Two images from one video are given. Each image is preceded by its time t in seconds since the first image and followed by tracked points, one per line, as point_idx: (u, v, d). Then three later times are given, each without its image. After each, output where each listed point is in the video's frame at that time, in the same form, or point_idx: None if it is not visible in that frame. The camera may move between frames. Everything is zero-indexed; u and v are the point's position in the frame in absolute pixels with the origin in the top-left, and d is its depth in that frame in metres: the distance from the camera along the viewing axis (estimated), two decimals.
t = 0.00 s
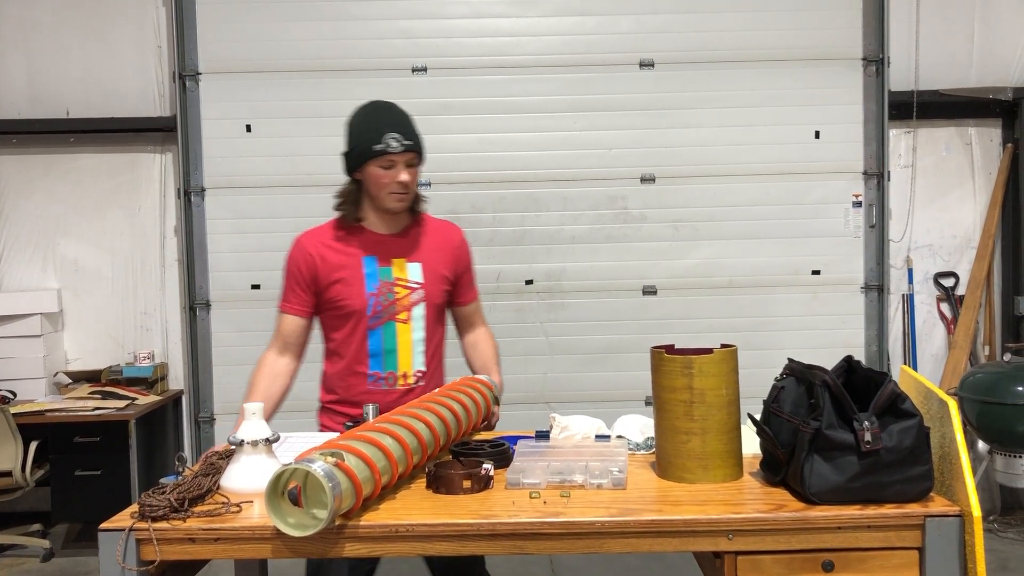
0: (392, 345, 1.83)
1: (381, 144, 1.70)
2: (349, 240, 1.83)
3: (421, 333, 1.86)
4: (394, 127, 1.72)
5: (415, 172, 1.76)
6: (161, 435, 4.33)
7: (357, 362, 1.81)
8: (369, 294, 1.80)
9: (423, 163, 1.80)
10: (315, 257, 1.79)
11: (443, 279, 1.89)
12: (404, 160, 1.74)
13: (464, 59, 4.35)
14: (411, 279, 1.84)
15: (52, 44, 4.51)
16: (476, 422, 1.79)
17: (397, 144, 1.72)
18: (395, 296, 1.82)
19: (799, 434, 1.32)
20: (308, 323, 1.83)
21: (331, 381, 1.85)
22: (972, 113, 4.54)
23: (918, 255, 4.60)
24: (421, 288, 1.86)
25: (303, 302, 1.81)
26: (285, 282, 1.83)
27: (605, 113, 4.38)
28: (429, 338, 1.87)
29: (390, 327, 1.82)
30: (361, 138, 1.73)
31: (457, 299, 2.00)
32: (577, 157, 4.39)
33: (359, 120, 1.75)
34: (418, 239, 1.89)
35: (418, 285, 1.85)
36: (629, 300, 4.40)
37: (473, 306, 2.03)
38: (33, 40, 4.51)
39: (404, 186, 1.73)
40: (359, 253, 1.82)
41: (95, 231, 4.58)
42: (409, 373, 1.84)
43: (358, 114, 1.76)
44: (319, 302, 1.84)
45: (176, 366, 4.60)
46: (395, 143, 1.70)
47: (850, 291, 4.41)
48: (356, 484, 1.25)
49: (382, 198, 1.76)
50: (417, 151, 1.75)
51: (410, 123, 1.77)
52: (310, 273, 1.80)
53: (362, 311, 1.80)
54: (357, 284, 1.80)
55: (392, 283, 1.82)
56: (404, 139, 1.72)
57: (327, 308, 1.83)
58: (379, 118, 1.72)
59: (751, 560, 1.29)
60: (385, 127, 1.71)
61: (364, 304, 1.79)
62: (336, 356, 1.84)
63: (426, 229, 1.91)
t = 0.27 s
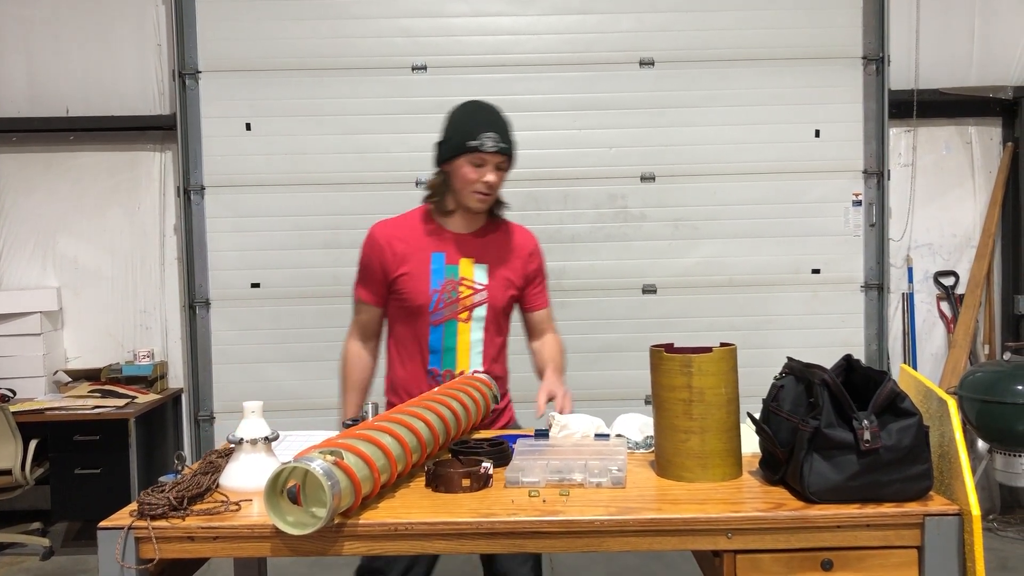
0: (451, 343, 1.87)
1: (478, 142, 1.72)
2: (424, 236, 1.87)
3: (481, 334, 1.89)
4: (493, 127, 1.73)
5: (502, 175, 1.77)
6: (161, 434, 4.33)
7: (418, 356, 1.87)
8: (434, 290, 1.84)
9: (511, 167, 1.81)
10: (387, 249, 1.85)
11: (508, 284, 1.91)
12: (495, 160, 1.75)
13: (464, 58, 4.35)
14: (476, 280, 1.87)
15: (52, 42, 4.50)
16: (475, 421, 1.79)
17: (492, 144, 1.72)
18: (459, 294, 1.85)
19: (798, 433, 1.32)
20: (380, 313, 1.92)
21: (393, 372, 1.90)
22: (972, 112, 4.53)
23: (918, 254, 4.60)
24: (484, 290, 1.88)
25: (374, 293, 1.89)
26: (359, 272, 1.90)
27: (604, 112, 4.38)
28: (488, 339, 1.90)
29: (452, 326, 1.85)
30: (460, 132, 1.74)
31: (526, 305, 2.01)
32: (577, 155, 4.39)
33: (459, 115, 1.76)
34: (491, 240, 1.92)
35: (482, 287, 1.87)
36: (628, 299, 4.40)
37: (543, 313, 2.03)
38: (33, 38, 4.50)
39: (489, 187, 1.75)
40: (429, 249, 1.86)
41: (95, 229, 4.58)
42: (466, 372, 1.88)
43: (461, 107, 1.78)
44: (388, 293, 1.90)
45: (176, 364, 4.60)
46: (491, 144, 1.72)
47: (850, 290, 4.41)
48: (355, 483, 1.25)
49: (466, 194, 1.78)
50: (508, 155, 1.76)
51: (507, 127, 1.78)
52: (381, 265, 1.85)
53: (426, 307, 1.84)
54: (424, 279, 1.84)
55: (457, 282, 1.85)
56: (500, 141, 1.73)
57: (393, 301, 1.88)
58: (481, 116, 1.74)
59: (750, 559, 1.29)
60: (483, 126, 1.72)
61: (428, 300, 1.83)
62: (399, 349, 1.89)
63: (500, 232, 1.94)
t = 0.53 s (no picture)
0: (475, 327, 1.92)
1: (531, 130, 1.75)
2: (463, 218, 1.93)
3: (507, 322, 1.92)
4: (549, 120, 1.76)
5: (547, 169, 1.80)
6: (161, 431, 4.34)
7: (444, 336, 1.95)
8: (462, 273, 1.90)
9: (559, 165, 1.83)
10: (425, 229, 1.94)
11: (541, 273, 1.93)
12: (543, 152, 1.78)
13: (463, 56, 4.35)
14: (506, 269, 1.90)
15: (51, 40, 4.50)
16: (474, 419, 1.79)
17: (544, 135, 1.76)
18: (488, 281, 1.89)
19: (796, 431, 1.32)
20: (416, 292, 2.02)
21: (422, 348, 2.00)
22: (972, 110, 4.53)
23: (918, 252, 4.60)
24: (514, 279, 1.90)
25: (411, 271, 1.99)
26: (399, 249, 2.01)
27: (603, 110, 4.38)
28: (515, 326, 1.93)
29: (477, 310, 1.90)
30: (515, 119, 1.78)
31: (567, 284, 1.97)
32: (577, 154, 4.39)
33: (519, 104, 1.81)
34: (530, 229, 1.94)
35: (511, 275, 1.90)
36: (628, 297, 4.40)
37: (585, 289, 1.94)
38: (32, 36, 4.50)
39: (531, 177, 1.77)
40: (465, 233, 1.92)
41: (94, 227, 4.58)
42: (487, 357, 1.93)
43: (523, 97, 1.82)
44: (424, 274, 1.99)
45: (176, 362, 4.60)
46: (542, 135, 1.75)
47: (849, 288, 4.41)
48: (354, 481, 1.25)
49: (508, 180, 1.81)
50: (557, 150, 1.78)
51: (565, 125, 1.81)
52: (419, 245, 1.95)
53: (453, 289, 1.91)
54: (454, 262, 1.90)
55: (487, 268, 1.89)
56: (552, 134, 1.76)
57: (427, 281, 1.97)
58: (539, 108, 1.77)
59: (748, 557, 1.29)
60: (540, 116, 1.76)
61: (455, 283, 1.90)
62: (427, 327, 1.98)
63: (542, 225, 1.96)
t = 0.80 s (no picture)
0: (475, 317, 1.97)
1: (532, 118, 1.86)
2: (468, 210, 2.03)
3: (507, 313, 1.96)
4: (550, 110, 1.87)
5: (547, 157, 1.88)
6: (160, 427, 4.34)
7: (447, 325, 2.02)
8: (465, 262, 1.98)
9: (559, 156, 1.91)
10: (434, 220, 2.04)
11: (543, 267, 1.97)
12: (543, 141, 1.87)
13: (463, 52, 4.34)
14: (508, 260, 1.96)
15: (50, 35, 4.49)
16: (474, 414, 1.80)
17: (543, 123, 1.86)
18: (489, 271, 1.96)
19: (795, 427, 1.33)
20: (427, 283, 2.11)
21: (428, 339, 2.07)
22: (971, 106, 4.53)
23: (916, 248, 4.60)
24: (515, 270, 1.95)
25: (421, 261, 2.08)
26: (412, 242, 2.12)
27: (602, 106, 4.38)
28: (515, 318, 1.97)
29: (477, 299, 1.97)
30: (520, 111, 1.91)
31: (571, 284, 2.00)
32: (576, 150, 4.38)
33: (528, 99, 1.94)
34: (535, 224, 2.00)
35: (513, 267, 1.95)
36: (627, 293, 4.41)
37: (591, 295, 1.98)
38: (30, 31, 4.48)
39: (529, 163, 1.87)
40: (470, 224, 2.01)
41: (93, 222, 4.57)
42: (486, 348, 1.97)
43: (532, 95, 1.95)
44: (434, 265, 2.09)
45: (175, 358, 4.60)
46: (542, 122, 1.85)
47: (848, 284, 4.41)
48: (353, 476, 1.25)
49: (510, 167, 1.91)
50: (557, 139, 1.87)
51: (569, 119, 1.91)
52: (427, 236, 2.05)
53: (454, 277, 1.99)
54: (457, 252, 1.99)
55: (489, 258, 1.97)
56: (553, 123, 1.86)
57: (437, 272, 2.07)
58: (543, 100, 1.89)
59: (746, 553, 1.30)
60: (540, 106, 1.87)
61: (458, 271, 1.98)
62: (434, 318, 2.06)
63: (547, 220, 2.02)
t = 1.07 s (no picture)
0: (466, 311, 1.96)
1: (515, 109, 1.87)
2: (459, 204, 2.01)
3: (498, 307, 1.95)
4: (534, 101, 1.86)
5: (533, 148, 1.87)
6: (160, 419, 4.34)
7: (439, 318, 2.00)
8: (457, 256, 1.96)
9: (547, 148, 1.89)
10: (427, 212, 2.02)
11: (534, 264, 1.95)
12: (528, 131, 1.86)
13: (462, 43, 4.33)
14: (500, 255, 1.94)
15: (48, 27, 4.47)
16: (474, 405, 1.80)
17: (527, 113, 1.86)
18: (481, 265, 1.94)
19: (794, 418, 1.33)
20: (418, 275, 2.09)
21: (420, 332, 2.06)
22: (972, 98, 4.52)
23: (916, 240, 4.59)
24: (507, 265, 1.93)
25: (413, 254, 2.07)
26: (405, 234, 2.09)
27: (602, 98, 4.36)
28: (505, 313, 1.96)
29: (469, 293, 1.95)
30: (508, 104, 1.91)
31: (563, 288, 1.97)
32: (576, 142, 4.37)
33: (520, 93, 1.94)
34: (528, 220, 1.97)
35: (505, 262, 1.93)
36: (626, 285, 4.40)
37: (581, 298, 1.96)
38: (28, 23, 4.46)
39: (514, 153, 1.86)
40: (462, 218, 1.98)
41: (92, 215, 4.56)
42: (476, 342, 1.96)
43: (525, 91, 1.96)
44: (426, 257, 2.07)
45: (175, 350, 4.60)
46: (525, 112, 1.85)
47: (848, 276, 4.41)
48: (353, 468, 1.25)
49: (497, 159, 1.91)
50: (542, 129, 1.85)
51: (557, 110, 1.89)
52: (420, 228, 2.03)
53: (446, 272, 1.97)
54: (450, 245, 1.97)
55: (481, 253, 1.95)
56: (536, 113, 1.85)
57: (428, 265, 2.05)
58: (530, 92, 1.89)
59: (745, 544, 1.30)
60: (524, 97, 1.87)
61: (450, 265, 1.96)
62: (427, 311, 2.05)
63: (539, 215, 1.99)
